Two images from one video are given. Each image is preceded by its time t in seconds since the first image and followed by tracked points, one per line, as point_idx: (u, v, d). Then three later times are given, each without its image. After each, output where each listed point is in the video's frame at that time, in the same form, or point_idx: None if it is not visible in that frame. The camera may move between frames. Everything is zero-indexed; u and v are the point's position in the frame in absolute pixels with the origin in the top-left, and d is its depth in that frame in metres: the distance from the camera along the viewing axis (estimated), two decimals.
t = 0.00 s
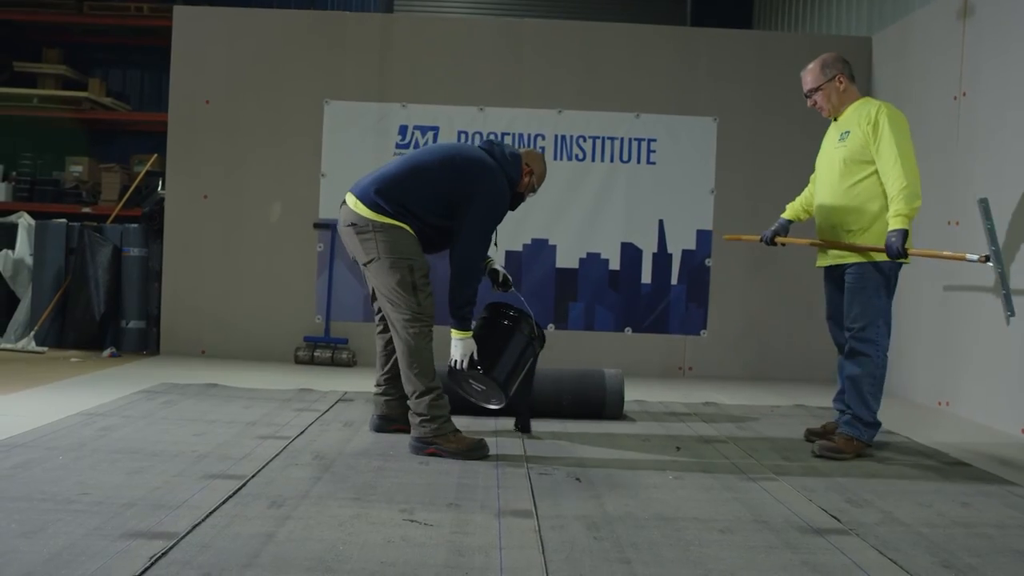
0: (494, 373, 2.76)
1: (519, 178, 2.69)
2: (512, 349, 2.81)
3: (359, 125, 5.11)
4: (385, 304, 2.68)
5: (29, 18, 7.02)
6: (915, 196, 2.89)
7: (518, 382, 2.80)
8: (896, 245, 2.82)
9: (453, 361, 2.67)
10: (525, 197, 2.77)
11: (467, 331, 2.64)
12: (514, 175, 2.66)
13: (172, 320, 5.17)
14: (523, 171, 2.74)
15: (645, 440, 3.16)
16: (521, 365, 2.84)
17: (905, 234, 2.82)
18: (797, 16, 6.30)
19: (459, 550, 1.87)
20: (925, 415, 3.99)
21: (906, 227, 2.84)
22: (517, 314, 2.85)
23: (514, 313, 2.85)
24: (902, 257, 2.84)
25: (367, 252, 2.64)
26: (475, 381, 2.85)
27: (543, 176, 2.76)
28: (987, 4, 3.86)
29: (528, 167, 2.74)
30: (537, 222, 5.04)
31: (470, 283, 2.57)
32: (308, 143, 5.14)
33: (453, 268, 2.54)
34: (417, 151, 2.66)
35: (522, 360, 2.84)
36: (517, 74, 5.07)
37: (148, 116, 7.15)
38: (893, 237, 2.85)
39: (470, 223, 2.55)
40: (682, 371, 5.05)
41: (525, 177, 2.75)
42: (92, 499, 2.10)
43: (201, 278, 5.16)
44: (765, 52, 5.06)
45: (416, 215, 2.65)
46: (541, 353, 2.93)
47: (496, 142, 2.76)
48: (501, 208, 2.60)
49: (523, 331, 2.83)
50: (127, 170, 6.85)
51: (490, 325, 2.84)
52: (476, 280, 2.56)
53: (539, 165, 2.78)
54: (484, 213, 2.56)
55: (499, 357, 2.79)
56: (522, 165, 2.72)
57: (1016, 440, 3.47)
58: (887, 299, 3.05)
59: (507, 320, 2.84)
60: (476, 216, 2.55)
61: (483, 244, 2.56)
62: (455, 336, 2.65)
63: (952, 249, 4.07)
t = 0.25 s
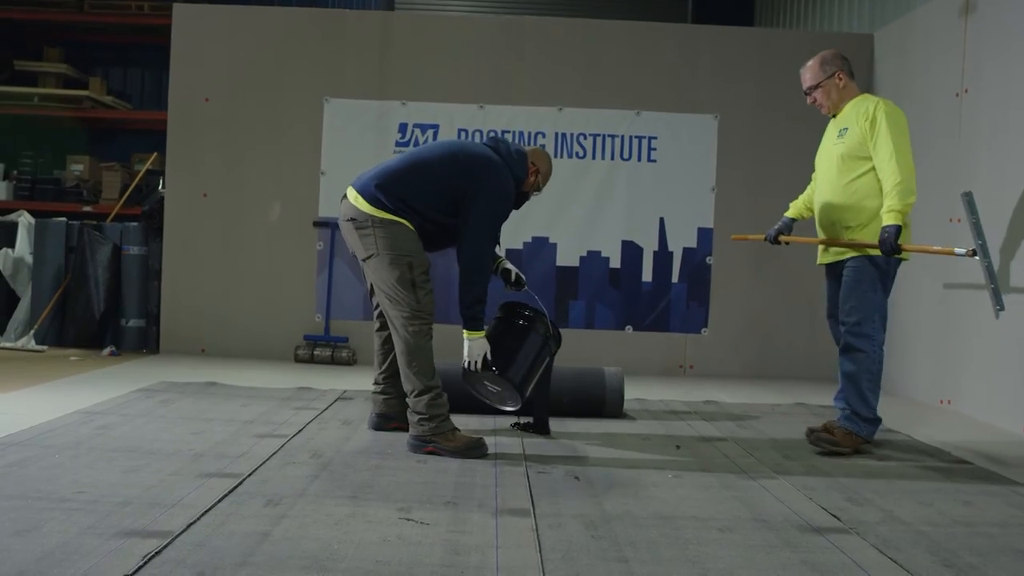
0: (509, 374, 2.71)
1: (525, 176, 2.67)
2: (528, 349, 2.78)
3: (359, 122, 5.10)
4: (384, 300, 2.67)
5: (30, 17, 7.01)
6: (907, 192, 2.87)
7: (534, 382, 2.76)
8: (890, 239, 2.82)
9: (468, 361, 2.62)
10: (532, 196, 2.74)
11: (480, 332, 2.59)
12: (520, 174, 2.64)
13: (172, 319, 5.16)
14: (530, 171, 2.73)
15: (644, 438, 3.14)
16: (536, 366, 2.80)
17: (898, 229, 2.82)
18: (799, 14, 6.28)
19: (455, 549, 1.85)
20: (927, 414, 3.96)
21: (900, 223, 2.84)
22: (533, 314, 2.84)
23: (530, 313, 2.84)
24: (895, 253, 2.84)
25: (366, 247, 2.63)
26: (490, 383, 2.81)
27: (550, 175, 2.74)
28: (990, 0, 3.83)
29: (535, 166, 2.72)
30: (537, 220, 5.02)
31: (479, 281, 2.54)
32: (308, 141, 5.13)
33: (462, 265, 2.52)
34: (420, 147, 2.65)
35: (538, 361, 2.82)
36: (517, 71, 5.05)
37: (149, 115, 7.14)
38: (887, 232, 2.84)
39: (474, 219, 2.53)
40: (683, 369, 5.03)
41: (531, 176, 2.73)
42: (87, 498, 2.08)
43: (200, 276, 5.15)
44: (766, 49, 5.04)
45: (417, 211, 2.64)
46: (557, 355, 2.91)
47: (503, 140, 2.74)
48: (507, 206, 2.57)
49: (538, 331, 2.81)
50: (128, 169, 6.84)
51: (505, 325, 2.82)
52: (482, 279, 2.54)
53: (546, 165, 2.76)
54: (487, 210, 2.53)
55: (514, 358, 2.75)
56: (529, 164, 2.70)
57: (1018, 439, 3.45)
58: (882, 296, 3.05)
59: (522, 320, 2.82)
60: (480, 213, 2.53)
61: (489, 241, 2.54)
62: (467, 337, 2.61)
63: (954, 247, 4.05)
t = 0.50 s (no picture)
0: (520, 376, 2.65)
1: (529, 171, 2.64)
2: (540, 351, 2.73)
3: (359, 121, 5.07)
4: (383, 299, 2.64)
5: (29, 15, 6.99)
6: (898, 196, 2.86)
7: (545, 385, 2.70)
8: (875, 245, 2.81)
9: (479, 360, 2.58)
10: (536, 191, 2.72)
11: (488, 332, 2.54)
12: (523, 168, 2.61)
13: (171, 318, 5.14)
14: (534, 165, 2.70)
15: (645, 438, 3.11)
16: (547, 369, 2.75)
17: (883, 234, 2.81)
18: (801, 12, 6.25)
19: (451, 551, 1.83)
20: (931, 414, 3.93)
21: (887, 227, 2.83)
22: (545, 315, 2.80)
23: (542, 314, 2.80)
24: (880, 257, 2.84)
25: (366, 245, 2.60)
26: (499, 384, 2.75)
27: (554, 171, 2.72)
28: None
29: (540, 162, 2.70)
30: (538, 219, 4.99)
31: (483, 279, 2.51)
32: (308, 140, 5.10)
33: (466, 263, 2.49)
34: (421, 144, 2.62)
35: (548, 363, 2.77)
36: (518, 69, 5.03)
37: (149, 114, 7.12)
38: (873, 236, 2.84)
39: (476, 216, 2.50)
40: (684, 369, 5.00)
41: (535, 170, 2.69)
42: (80, 499, 2.06)
43: (199, 276, 5.13)
44: (768, 46, 5.01)
45: (417, 209, 2.60)
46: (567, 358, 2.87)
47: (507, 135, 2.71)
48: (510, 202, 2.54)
49: (550, 333, 2.77)
50: (128, 168, 6.82)
51: (517, 326, 2.77)
52: (486, 278, 2.51)
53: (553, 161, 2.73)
54: (490, 206, 2.50)
55: (525, 359, 2.69)
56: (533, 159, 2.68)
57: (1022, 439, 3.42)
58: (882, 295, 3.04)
59: (534, 321, 2.78)
60: (482, 210, 2.50)
61: (492, 238, 2.51)
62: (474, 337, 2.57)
63: (958, 245, 4.02)
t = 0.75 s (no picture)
0: (523, 377, 2.60)
1: (532, 160, 2.59)
2: (546, 352, 2.67)
3: (358, 117, 5.03)
4: (383, 297, 2.60)
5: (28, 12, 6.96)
6: (863, 209, 2.89)
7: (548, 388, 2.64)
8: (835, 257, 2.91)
9: (480, 359, 2.52)
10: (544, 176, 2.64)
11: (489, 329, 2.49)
12: (524, 157, 2.55)
13: (169, 316, 5.11)
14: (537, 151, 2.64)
15: (646, 438, 3.07)
16: (553, 370, 2.69)
17: (841, 249, 2.90)
18: (804, 7, 6.20)
19: (447, 554, 1.78)
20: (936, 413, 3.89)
21: (847, 242, 2.90)
22: (555, 314, 2.74)
23: (552, 313, 2.73)
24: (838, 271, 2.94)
25: (365, 243, 2.57)
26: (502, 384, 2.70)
27: (560, 154, 2.63)
28: None
29: (541, 146, 2.63)
30: (538, 216, 4.95)
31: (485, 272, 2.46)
32: (307, 137, 5.06)
33: (467, 255, 2.44)
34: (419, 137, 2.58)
35: (556, 364, 2.71)
36: (518, 65, 4.98)
37: (148, 111, 7.07)
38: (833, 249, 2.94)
39: (475, 208, 2.45)
40: (686, 367, 4.96)
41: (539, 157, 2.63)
42: (69, 500, 2.02)
43: (198, 273, 5.09)
44: (771, 42, 4.96)
45: (415, 204, 2.56)
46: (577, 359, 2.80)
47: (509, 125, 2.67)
48: (512, 191, 2.48)
49: (557, 335, 2.71)
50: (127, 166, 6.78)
51: (526, 324, 2.72)
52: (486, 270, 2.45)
53: (561, 146, 2.65)
54: (490, 197, 2.44)
55: (530, 359, 2.64)
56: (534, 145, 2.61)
57: None
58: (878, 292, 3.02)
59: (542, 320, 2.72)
60: (481, 200, 2.45)
61: (493, 230, 2.45)
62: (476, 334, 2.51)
63: (964, 242, 3.97)
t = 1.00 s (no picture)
0: (522, 375, 2.55)
1: (534, 148, 2.50)
2: (548, 349, 2.62)
3: (357, 114, 4.99)
4: (384, 298, 2.57)
5: (28, 10, 6.91)
6: (835, 208, 2.94)
7: (549, 387, 2.58)
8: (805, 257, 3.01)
9: (475, 357, 2.48)
10: (550, 164, 2.56)
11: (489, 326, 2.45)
12: (524, 144, 2.47)
13: (167, 316, 5.07)
14: (541, 138, 2.55)
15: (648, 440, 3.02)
16: (555, 369, 2.62)
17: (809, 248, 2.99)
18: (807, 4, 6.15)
19: (442, 560, 1.74)
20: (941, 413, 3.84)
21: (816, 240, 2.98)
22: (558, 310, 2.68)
23: (555, 309, 2.68)
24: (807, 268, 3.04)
25: (364, 243, 2.54)
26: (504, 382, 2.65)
27: (567, 141, 2.54)
28: None
29: (546, 133, 2.54)
30: (539, 214, 4.90)
31: (485, 266, 2.40)
32: (305, 135, 5.02)
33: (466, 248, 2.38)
34: (417, 129, 2.52)
35: (559, 362, 2.65)
36: (519, 62, 4.94)
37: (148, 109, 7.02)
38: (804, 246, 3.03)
39: (474, 200, 2.39)
40: (689, 367, 4.91)
41: (542, 143, 2.55)
42: (56, 504, 1.98)
43: (196, 272, 5.05)
44: (773, 38, 4.91)
45: (412, 200, 2.51)
46: (583, 357, 2.73)
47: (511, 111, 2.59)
48: (512, 181, 2.41)
49: (560, 331, 2.65)
50: (127, 164, 6.73)
51: (528, 321, 2.67)
52: (485, 265, 2.39)
53: (567, 132, 2.56)
54: (488, 188, 2.38)
55: (530, 357, 2.59)
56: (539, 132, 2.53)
57: None
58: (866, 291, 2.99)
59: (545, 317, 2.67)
60: (479, 194, 2.38)
61: (492, 222, 2.39)
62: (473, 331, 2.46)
63: (970, 241, 3.92)
